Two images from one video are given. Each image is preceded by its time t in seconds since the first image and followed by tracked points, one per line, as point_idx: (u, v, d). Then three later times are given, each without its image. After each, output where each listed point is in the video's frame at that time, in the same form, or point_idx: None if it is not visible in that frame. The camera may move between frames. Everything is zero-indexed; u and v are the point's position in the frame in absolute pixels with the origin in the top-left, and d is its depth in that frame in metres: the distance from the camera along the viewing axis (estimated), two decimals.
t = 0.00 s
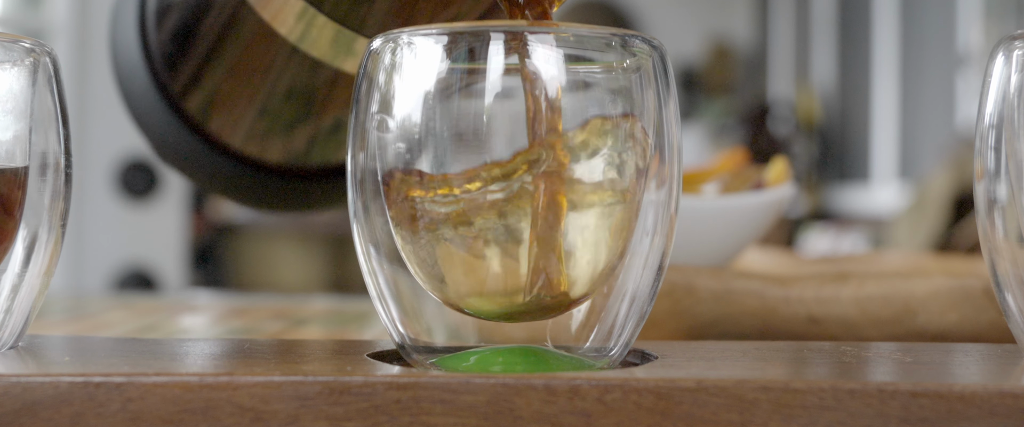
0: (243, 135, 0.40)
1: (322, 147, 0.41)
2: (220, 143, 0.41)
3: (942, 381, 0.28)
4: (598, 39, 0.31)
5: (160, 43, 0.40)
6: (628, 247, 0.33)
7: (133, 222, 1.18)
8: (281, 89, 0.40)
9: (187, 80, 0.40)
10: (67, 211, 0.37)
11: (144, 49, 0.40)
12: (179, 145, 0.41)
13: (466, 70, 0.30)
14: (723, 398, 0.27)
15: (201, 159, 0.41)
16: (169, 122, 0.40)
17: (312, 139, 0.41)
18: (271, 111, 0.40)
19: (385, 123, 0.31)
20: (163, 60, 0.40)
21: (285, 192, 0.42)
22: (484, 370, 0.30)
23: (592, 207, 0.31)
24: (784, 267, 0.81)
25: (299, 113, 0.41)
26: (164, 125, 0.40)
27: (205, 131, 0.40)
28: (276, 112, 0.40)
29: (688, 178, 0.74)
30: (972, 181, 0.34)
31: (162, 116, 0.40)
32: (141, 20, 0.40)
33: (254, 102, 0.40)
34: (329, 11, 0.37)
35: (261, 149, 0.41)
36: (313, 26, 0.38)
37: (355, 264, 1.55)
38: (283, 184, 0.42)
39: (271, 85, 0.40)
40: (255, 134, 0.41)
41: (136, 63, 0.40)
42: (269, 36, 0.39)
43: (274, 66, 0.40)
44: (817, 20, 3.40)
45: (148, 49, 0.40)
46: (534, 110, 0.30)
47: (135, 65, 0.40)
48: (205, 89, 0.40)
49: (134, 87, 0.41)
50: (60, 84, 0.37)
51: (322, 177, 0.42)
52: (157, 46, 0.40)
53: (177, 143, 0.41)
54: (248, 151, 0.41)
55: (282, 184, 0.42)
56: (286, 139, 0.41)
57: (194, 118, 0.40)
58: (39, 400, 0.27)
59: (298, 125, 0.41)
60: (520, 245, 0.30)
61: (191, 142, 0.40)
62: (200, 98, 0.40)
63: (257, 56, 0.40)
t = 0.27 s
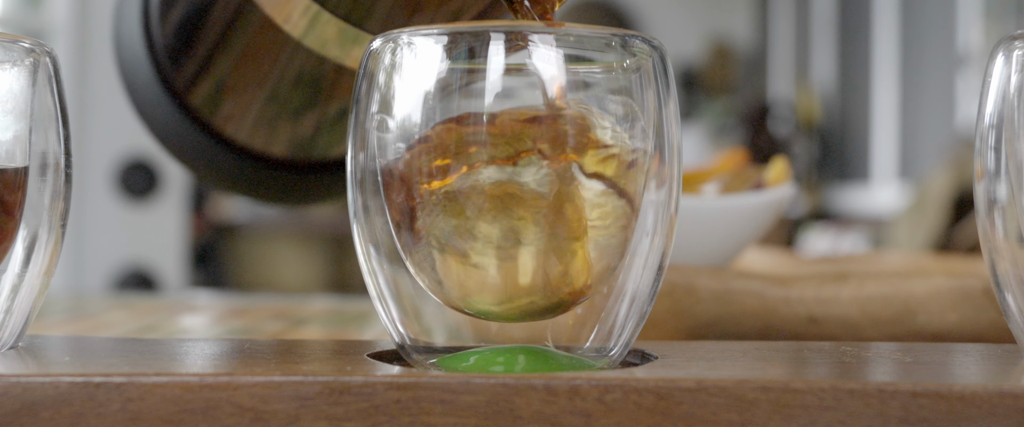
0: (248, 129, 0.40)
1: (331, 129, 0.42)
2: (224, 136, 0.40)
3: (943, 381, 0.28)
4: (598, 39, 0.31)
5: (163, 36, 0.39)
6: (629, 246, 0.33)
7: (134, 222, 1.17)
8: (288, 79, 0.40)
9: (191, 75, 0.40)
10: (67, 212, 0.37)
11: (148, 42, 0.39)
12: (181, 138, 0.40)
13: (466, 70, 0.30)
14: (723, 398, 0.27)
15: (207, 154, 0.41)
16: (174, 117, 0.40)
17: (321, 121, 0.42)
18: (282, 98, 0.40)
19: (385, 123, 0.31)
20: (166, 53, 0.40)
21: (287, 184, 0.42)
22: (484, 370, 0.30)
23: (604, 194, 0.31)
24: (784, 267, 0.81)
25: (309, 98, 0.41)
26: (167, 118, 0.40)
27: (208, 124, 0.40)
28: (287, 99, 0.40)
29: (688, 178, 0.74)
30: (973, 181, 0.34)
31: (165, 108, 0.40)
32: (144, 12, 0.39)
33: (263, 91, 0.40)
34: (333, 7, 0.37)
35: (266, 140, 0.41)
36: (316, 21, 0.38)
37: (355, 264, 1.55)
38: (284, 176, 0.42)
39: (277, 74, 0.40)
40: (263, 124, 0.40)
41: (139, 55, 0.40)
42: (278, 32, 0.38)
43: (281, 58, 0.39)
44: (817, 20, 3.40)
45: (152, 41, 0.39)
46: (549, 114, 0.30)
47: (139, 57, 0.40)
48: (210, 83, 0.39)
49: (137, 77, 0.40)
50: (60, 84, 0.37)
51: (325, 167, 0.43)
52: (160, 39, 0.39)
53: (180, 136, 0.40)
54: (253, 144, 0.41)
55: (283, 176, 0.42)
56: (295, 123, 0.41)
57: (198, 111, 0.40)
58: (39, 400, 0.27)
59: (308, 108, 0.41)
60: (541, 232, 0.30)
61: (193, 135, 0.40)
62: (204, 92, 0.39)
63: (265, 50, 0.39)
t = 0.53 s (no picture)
0: (246, 124, 0.40)
1: (331, 123, 0.41)
2: (223, 130, 0.40)
3: (943, 381, 0.28)
4: (598, 39, 0.31)
5: (165, 31, 0.39)
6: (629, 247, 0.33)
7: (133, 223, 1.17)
8: (292, 69, 0.40)
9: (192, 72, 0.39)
10: (68, 211, 0.37)
11: (150, 37, 0.40)
12: (181, 131, 0.40)
13: (466, 71, 0.30)
14: (723, 398, 0.27)
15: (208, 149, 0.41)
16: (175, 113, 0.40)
17: (322, 114, 0.41)
18: (286, 86, 0.40)
19: (385, 123, 0.31)
20: (168, 48, 0.40)
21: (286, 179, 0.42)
22: (484, 370, 0.30)
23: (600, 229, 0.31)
24: (784, 267, 0.81)
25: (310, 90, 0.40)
26: (167, 111, 0.40)
27: (209, 118, 0.40)
28: (291, 88, 0.40)
29: (688, 178, 0.74)
30: (973, 181, 0.34)
31: (166, 102, 0.40)
32: (146, 7, 0.39)
33: (266, 83, 0.40)
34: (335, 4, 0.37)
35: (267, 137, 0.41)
36: (315, 18, 0.38)
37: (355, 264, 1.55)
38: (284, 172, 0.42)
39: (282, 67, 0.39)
40: (267, 114, 0.40)
41: (141, 49, 0.40)
42: (280, 28, 0.38)
43: (284, 51, 0.39)
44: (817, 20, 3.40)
45: (153, 36, 0.40)
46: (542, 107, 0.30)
47: (141, 51, 0.40)
48: (210, 78, 0.39)
49: (138, 71, 0.40)
50: (60, 84, 0.37)
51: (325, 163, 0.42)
52: (162, 34, 0.39)
53: (179, 129, 0.40)
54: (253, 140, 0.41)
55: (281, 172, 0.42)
56: (298, 113, 0.41)
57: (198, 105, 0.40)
58: (39, 400, 0.27)
59: (310, 100, 0.40)
60: (541, 228, 0.30)
61: (193, 128, 0.40)
62: (205, 87, 0.39)
63: (268, 44, 0.39)
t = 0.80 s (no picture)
0: (246, 119, 0.40)
1: (333, 115, 0.41)
2: (223, 127, 0.40)
3: (943, 381, 0.28)
4: (598, 39, 0.31)
5: (165, 28, 0.40)
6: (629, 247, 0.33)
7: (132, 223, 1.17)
8: (294, 63, 0.40)
9: (193, 68, 0.40)
10: (68, 212, 0.37)
11: (150, 34, 0.40)
12: (181, 128, 0.40)
13: (466, 71, 0.30)
14: (723, 398, 0.27)
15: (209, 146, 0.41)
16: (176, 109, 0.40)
17: (325, 106, 0.41)
18: (290, 78, 0.40)
19: (385, 123, 0.31)
20: (167, 45, 0.40)
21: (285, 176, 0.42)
22: (484, 370, 0.30)
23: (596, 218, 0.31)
24: (785, 267, 0.81)
25: (314, 82, 0.40)
26: (167, 108, 0.40)
27: (209, 115, 0.40)
28: (294, 80, 0.40)
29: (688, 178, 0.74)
30: (973, 181, 0.34)
31: (165, 99, 0.40)
32: (146, 5, 0.40)
33: (268, 79, 0.40)
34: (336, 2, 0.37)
35: (269, 133, 0.41)
36: (315, 15, 0.38)
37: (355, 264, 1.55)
38: (284, 168, 0.42)
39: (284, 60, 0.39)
40: (270, 108, 0.40)
41: (140, 47, 0.40)
42: (280, 24, 0.38)
43: (286, 45, 0.39)
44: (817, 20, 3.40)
45: (153, 34, 0.40)
46: (529, 108, 0.30)
47: (140, 49, 0.40)
48: (211, 75, 0.40)
49: (138, 68, 0.41)
50: (60, 84, 0.37)
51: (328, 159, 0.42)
52: (161, 31, 0.40)
53: (178, 126, 0.40)
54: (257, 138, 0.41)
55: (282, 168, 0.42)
56: (301, 106, 0.41)
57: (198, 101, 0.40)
58: (39, 400, 0.27)
59: (315, 92, 0.40)
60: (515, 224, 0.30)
61: (193, 125, 0.40)
62: (206, 84, 0.40)
63: (269, 41, 0.39)
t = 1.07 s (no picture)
0: (245, 121, 0.41)
1: (338, 109, 0.41)
2: (222, 126, 0.41)
3: (943, 381, 0.28)
4: (597, 40, 0.31)
5: (164, 27, 0.40)
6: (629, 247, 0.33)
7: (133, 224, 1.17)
8: (294, 60, 0.39)
9: (193, 67, 0.40)
10: (68, 212, 0.37)
11: (150, 32, 0.40)
12: (180, 126, 0.41)
13: (466, 71, 0.30)
14: (723, 397, 0.27)
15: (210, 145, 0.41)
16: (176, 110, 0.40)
17: (330, 99, 0.41)
18: (294, 73, 0.40)
19: (385, 123, 0.31)
20: (167, 43, 0.40)
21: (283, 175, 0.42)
22: (484, 370, 0.30)
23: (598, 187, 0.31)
24: (785, 267, 0.81)
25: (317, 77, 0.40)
26: (166, 105, 0.41)
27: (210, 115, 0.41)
28: (299, 73, 0.40)
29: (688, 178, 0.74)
30: (973, 180, 0.34)
31: (165, 96, 0.40)
32: (146, 4, 0.40)
33: (268, 79, 0.40)
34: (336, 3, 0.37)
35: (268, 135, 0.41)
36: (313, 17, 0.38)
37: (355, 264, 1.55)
38: (282, 166, 0.42)
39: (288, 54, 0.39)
40: (273, 104, 0.40)
41: (140, 44, 0.40)
42: (280, 25, 0.38)
43: (289, 44, 0.39)
44: (817, 20, 3.39)
45: (153, 31, 0.40)
46: (524, 111, 0.30)
47: (140, 49, 0.40)
48: (211, 75, 0.40)
49: (137, 65, 0.41)
50: (60, 85, 0.37)
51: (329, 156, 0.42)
52: (161, 30, 0.40)
53: (179, 125, 0.41)
54: (257, 136, 0.41)
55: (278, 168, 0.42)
56: (305, 98, 0.40)
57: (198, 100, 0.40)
58: (40, 400, 0.27)
59: (318, 86, 0.40)
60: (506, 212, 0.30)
61: (194, 125, 0.41)
62: (206, 84, 0.40)
63: (268, 43, 0.39)
